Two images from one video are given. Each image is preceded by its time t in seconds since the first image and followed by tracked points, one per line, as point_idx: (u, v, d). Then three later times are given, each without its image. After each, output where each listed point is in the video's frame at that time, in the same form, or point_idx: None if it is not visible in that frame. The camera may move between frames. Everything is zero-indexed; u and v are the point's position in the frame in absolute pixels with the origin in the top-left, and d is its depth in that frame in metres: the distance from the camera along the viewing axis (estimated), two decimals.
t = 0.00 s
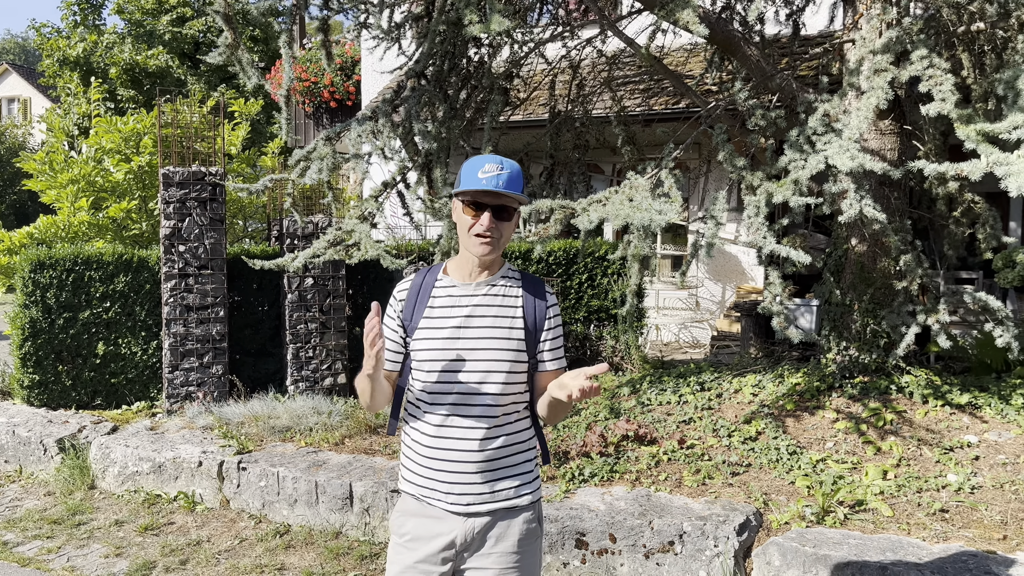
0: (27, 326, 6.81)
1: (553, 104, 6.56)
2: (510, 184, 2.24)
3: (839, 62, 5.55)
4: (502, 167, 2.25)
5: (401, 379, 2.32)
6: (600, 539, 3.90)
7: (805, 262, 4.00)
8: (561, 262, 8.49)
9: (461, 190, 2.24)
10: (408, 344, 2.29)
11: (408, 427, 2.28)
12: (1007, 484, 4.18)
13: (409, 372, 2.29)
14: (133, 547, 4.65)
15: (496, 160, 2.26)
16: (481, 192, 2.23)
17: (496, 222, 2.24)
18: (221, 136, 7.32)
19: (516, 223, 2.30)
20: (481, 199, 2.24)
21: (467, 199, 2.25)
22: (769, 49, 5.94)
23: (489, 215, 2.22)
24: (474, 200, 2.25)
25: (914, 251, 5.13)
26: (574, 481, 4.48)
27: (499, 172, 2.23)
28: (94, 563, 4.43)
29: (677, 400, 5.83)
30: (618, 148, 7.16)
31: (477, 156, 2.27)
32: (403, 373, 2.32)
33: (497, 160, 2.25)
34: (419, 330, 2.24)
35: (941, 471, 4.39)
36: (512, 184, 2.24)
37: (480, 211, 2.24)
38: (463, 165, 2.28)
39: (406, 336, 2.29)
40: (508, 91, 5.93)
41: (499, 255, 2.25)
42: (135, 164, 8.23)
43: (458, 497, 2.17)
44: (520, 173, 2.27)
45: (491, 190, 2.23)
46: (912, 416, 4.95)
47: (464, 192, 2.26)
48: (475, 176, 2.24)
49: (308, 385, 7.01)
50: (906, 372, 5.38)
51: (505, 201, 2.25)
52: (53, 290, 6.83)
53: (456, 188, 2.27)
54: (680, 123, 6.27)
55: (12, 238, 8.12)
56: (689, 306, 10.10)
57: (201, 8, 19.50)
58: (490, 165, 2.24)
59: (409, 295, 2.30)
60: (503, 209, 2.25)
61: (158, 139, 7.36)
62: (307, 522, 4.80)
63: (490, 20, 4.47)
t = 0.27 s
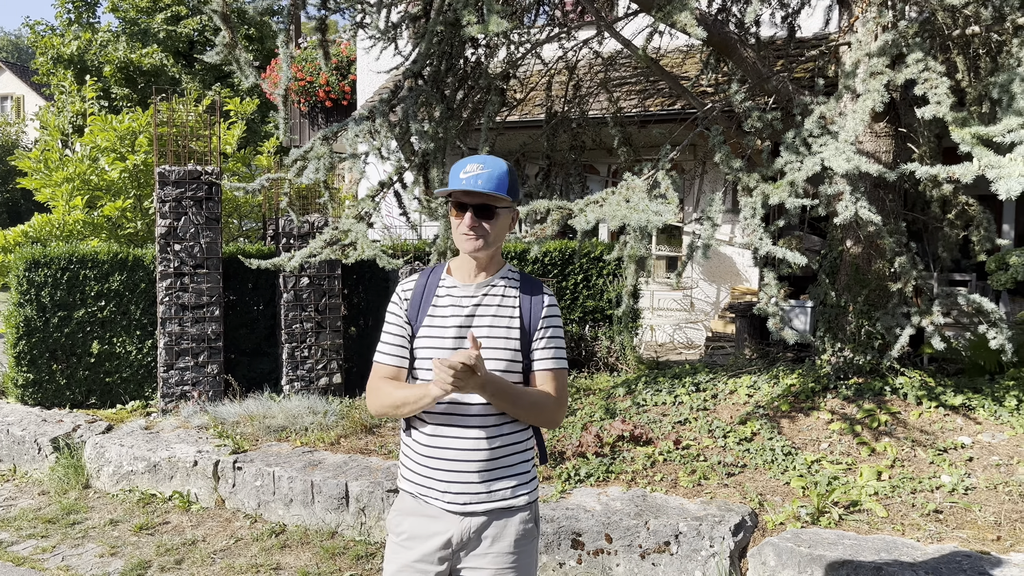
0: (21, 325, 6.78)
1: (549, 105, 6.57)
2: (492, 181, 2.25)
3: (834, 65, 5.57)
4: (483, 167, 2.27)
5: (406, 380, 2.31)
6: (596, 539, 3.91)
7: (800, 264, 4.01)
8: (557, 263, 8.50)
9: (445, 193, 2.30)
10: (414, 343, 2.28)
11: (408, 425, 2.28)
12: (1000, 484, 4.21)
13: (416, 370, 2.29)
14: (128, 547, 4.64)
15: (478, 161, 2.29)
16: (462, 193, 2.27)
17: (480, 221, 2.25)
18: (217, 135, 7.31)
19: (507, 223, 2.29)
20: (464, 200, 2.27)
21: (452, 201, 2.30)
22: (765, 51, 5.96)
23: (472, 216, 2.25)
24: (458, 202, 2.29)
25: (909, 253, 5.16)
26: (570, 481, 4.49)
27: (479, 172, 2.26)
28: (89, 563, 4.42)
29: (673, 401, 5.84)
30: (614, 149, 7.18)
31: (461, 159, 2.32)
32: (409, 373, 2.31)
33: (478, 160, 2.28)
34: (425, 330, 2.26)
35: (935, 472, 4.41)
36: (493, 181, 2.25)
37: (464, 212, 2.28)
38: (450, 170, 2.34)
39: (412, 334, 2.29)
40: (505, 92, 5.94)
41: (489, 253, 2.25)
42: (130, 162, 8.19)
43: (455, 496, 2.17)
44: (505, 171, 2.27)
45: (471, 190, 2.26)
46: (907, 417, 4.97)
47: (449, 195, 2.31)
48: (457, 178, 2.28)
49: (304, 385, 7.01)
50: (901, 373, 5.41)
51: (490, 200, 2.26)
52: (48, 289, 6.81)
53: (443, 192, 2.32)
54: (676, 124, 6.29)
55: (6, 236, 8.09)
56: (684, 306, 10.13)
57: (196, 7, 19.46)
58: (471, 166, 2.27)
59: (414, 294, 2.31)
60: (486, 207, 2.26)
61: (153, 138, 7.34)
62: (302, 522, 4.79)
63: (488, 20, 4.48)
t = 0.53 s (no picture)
0: (15, 325, 6.76)
1: (546, 106, 6.57)
2: (474, 183, 2.23)
3: (831, 67, 5.58)
4: (466, 168, 2.25)
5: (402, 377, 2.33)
6: (591, 540, 3.90)
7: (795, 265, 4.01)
8: (554, 264, 8.50)
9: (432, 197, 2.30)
10: (409, 342, 2.30)
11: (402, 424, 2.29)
12: (995, 487, 4.21)
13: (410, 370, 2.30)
14: (122, 548, 4.62)
15: (461, 162, 2.27)
16: (445, 196, 2.26)
17: (465, 224, 2.24)
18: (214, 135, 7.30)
19: (493, 224, 2.26)
20: (449, 203, 2.27)
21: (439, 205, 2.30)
22: (761, 53, 5.96)
23: (454, 218, 2.24)
24: (444, 205, 2.28)
25: (904, 255, 5.16)
26: (565, 482, 4.49)
27: (461, 174, 2.24)
28: (82, 564, 4.40)
29: (668, 402, 5.84)
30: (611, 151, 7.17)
31: (448, 162, 2.31)
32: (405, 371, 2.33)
33: (461, 162, 2.26)
34: (420, 329, 2.27)
35: (930, 474, 4.42)
36: (474, 182, 2.22)
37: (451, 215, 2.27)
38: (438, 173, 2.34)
39: (408, 333, 2.30)
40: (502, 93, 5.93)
41: (476, 255, 2.24)
42: (126, 163, 8.17)
43: (445, 496, 2.17)
44: (489, 172, 2.24)
45: (454, 193, 2.25)
46: (902, 419, 4.98)
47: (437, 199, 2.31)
48: (442, 182, 2.28)
49: (299, 386, 6.99)
50: (896, 375, 5.41)
51: (473, 202, 2.24)
52: (43, 288, 6.79)
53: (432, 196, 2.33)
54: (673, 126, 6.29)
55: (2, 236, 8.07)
56: (681, 308, 10.12)
57: (193, 7, 19.44)
58: (454, 168, 2.26)
59: (410, 293, 2.32)
60: (470, 209, 2.24)
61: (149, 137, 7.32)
62: (297, 523, 4.78)
63: (484, 21, 4.48)
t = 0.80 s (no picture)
0: (17, 327, 6.74)
1: (548, 110, 6.57)
2: (470, 183, 2.23)
3: (833, 71, 5.58)
4: (464, 169, 2.26)
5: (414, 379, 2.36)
6: (592, 544, 3.90)
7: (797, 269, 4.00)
8: (555, 267, 8.50)
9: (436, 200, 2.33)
10: (419, 343, 2.34)
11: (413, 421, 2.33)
12: (997, 491, 4.20)
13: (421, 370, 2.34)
14: (122, 549, 4.62)
15: (462, 164, 2.28)
16: (446, 198, 2.28)
17: (463, 225, 2.24)
18: (215, 138, 7.31)
19: (493, 224, 2.25)
20: (450, 204, 2.28)
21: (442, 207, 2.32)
22: (764, 57, 5.97)
23: (454, 219, 2.24)
24: (447, 206, 2.30)
25: (906, 259, 5.16)
26: (566, 486, 4.48)
27: (459, 175, 2.25)
28: (82, 565, 4.40)
29: (670, 406, 5.83)
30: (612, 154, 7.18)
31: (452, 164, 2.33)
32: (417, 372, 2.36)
33: (461, 163, 2.27)
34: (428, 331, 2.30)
35: (932, 478, 4.41)
36: (470, 182, 2.22)
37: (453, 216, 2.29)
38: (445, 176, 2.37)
39: (419, 334, 2.34)
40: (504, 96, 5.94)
41: (476, 255, 2.24)
42: (128, 165, 8.17)
43: (448, 494, 2.19)
44: (487, 172, 2.23)
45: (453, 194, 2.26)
46: (904, 423, 4.97)
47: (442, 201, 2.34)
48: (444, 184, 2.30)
49: (300, 389, 6.98)
50: (898, 380, 5.41)
51: (471, 202, 2.24)
52: (44, 290, 6.78)
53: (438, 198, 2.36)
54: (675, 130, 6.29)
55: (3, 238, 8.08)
56: (681, 312, 10.12)
57: (196, 10, 19.48)
58: (455, 170, 2.27)
59: (421, 294, 2.37)
60: (468, 209, 2.24)
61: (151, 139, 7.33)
62: (297, 526, 4.77)
63: (487, 24, 4.48)
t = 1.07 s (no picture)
0: (27, 326, 6.80)
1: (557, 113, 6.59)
2: (472, 185, 2.27)
3: (842, 75, 5.58)
4: (469, 171, 2.31)
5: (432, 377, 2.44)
6: (598, 546, 3.90)
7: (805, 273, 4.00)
8: (562, 270, 8.51)
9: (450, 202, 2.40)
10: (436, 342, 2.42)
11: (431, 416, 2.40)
12: (1006, 497, 4.19)
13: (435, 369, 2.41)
14: (131, 548, 4.64)
15: (469, 166, 2.33)
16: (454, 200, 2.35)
17: (467, 226, 2.29)
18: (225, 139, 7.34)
19: (495, 225, 2.27)
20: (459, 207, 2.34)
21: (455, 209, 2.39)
22: (773, 61, 5.97)
23: (459, 219, 2.28)
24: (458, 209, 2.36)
25: (915, 264, 5.16)
26: (573, 488, 4.49)
27: (464, 177, 2.30)
28: (91, 564, 4.42)
29: (677, 410, 5.83)
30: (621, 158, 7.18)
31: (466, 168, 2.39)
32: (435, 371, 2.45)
33: (468, 166, 2.32)
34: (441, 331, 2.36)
35: (941, 484, 4.39)
36: (471, 183, 2.27)
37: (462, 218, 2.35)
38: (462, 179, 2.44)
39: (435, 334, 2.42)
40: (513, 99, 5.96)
41: (479, 256, 2.27)
42: (139, 166, 8.27)
43: (453, 489, 2.24)
44: (488, 173, 2.26)
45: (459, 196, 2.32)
46: (912, 428, 4.96)
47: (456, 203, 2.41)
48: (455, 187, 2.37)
49: (308, 390, 7.01)
50: (906, 385, 5.40)
51: (474, 203, 2.28)
52: (55, 290, 6.83)
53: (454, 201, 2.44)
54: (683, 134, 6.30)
55: (15, 238, 8.14)
56: (689, 316, 10.11)
57: (206, 13, 19.58)
58: (462, 172, 2.33)
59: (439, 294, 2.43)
60: (471, 210, 2.29)
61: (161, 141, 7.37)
62: (305, 526, 4.79)
63: (497, 27, 4.50)
